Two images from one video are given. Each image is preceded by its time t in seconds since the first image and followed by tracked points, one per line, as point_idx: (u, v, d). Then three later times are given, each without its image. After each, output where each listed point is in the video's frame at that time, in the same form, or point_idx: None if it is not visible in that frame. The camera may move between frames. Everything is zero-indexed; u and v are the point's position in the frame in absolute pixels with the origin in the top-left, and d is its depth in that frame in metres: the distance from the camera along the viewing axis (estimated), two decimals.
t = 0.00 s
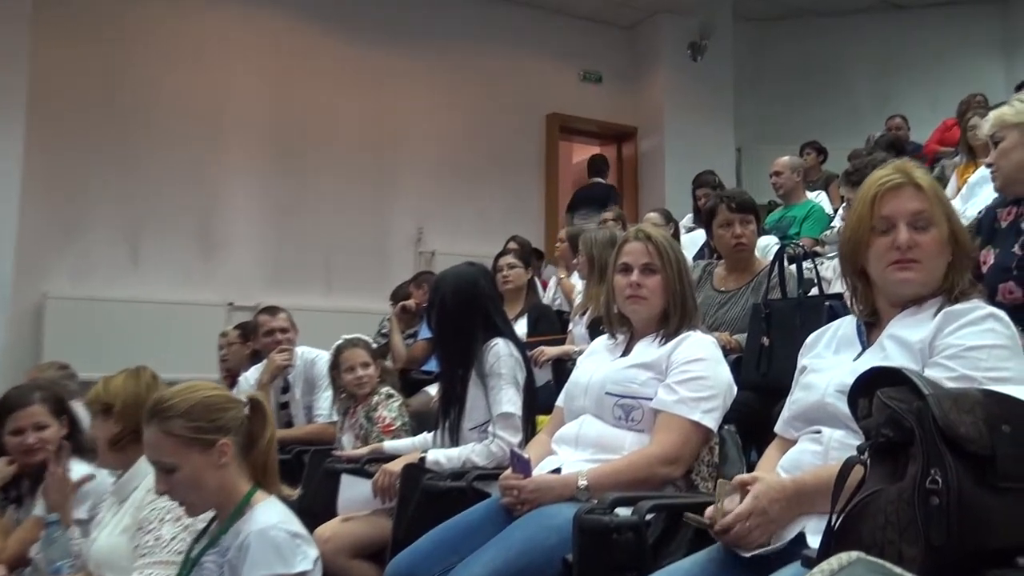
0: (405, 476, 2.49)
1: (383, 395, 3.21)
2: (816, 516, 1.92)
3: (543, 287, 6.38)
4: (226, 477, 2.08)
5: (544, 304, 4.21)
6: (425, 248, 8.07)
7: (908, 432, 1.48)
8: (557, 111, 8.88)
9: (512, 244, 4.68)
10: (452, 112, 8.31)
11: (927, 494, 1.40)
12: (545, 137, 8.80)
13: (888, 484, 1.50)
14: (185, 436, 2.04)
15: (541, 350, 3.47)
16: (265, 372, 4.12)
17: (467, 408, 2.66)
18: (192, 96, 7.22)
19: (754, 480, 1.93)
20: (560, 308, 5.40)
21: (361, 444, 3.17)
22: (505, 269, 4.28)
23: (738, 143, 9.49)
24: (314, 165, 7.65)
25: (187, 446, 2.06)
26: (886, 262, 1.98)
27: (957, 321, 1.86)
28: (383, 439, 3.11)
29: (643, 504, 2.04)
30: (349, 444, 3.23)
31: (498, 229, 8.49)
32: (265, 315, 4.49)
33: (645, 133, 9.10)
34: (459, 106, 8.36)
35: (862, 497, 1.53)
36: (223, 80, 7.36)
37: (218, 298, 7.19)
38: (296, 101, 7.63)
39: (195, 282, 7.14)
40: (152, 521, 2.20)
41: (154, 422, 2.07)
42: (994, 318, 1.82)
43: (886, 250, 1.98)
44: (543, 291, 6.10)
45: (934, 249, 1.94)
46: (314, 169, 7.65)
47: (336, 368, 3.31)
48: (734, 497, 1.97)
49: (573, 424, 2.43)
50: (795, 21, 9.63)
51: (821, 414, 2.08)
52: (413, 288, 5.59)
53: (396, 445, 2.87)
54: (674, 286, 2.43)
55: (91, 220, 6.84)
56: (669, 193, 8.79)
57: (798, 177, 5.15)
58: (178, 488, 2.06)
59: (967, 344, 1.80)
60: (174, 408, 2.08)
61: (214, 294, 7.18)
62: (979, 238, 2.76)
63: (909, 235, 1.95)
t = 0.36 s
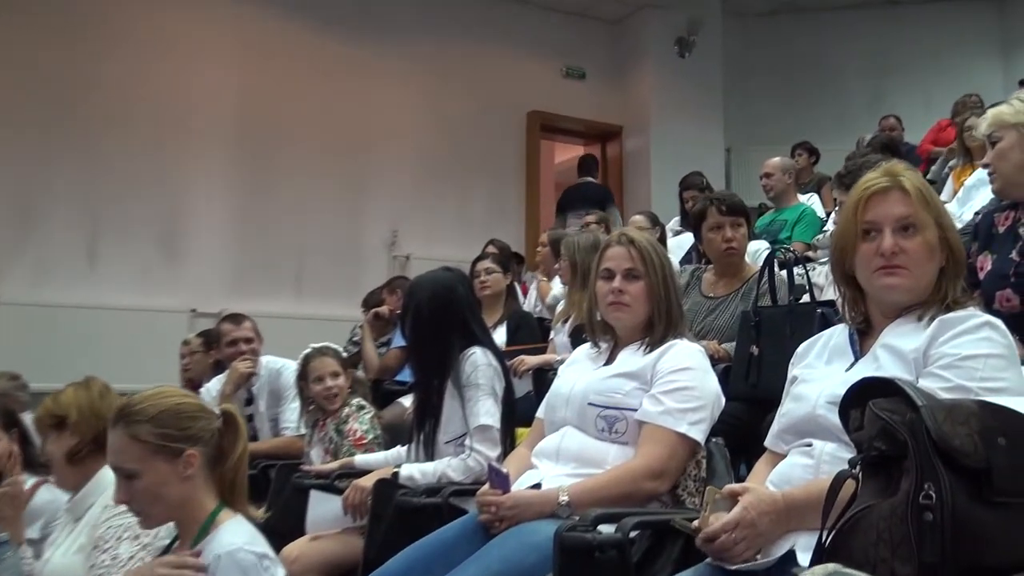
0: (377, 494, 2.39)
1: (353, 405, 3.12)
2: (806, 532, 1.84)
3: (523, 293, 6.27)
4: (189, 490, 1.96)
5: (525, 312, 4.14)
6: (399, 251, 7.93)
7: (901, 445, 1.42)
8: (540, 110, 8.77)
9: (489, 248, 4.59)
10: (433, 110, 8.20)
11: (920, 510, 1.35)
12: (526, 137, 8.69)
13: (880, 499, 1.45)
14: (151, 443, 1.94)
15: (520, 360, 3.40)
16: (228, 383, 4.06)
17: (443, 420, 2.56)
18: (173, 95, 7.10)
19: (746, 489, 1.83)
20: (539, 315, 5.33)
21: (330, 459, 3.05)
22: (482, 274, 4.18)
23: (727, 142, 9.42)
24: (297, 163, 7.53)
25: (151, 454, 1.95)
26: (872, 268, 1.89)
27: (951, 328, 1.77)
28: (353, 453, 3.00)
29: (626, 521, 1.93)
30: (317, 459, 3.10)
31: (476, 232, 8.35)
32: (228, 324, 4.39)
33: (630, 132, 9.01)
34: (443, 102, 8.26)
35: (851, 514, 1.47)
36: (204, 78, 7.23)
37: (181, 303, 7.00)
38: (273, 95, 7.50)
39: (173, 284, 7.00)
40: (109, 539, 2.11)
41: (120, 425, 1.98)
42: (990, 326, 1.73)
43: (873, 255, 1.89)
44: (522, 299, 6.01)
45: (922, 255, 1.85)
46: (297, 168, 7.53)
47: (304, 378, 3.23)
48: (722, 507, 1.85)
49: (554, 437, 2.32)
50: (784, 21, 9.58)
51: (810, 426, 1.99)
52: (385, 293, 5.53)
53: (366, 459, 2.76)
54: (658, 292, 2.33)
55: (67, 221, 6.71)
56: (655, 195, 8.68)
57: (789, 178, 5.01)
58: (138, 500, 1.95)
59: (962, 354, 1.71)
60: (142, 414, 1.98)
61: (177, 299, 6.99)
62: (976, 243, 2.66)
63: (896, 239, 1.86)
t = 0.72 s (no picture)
0: (354, 510, 2.29)
1: (331, 415, 3.03)
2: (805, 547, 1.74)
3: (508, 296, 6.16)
4: (164, 498, 2.03)
5: (509, 317, 4.07)
6: (378, 252, 7.75)
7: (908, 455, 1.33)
8: (524, 103, 8.61)
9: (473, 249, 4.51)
10: (425, 106, 8.11)
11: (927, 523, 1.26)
12: (513, 131, 8.54)
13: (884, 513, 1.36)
14: (139, 438, 2.03)
15: (506, 366, 3.33)
16: (197, 390, 3.94)
17: (424, 430, 2.44)
18: (162, 93, 6.99)
19: (743, 502, 1.73)
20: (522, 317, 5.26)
21: (305, 471, 2.97)
22: (464, 277, 4.08)
23: (722, 139, 9.36)
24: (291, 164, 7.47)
25: (136, 450, 2.04)
26: (872, 270, 1.80)
27: (958, 333, 1.66)
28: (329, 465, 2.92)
29: (616, 535, 1.81)
30: (291, 472, 3.02)
31: (463, 233, 8.23)
32: (194, 329, 4.28)
33: (620, 128, 8.92)
34: (435, 98, 8.18)
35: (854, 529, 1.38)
36: (193, 76, 7.14)
37: (148, 307, 6.79)
38: (264, 91, 7.41)
39: (159, 286, 6.87)
40: (68, 556, 2.14)
41: (112, 414, 2.07)
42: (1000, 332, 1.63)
43: (872, 256, 1.80)
44: (508, 301, 5.91)
45: (924, 257, 1.76)
46: (290, 168, 7.44)
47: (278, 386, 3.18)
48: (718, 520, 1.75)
49: (541, 447, 2.21)
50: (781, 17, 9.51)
51: (808, 435, 1.89)
52: (364, 297, 5.49)
53: (343, 471, 2.62)
54: (648, 294, 2.23)
55: (47, 219, 6.56)
56: (648, 194, 8.56)
57: (787, 176, 4.98)
58: (108, 494, 2.02)
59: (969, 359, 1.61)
60: (138, 407, 2.08)
61: (144, 303, 6.79)
62: (980, 244, 2.56)
63: (895, 241, 1.77)
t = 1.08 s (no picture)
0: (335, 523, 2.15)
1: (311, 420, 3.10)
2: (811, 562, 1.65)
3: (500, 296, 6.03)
4: (121, 506, 1.97)
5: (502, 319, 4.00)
6: (364, 252, 7.61)
7: (914, 464, 1.36)
8: (517, 95, 8.50)
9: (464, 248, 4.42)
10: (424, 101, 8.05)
11: (934, 533, 1.30)
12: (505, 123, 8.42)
13: (890, 523, 1.39)
14: (110, 438, 2.04)
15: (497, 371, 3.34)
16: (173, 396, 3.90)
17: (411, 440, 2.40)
18: (156, 88, 6.87)
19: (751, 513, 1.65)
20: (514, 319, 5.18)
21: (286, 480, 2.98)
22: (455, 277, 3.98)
23: (726, 133, 9.26)
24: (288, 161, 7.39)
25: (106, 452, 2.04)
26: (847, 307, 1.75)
27: (971, 336, 1.60)
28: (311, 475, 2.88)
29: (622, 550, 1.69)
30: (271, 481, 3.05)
31: (453, 232, 8.11)
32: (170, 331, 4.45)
33: (619, 121, 8.81)
34: (434, 91, 8.11)
35: (861, 537, 1.41)
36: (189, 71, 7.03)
37: (119, 311, 6.58)
38: (262, 85, 7.33)
39: (145, 287, 6.74)
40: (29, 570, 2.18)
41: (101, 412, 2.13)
42: (1013, 335, 1.57)
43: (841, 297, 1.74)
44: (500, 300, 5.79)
45: (888, 283, 1.68)
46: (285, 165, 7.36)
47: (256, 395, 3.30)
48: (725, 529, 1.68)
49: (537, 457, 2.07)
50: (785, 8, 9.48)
51: (818, 443, 1.79)
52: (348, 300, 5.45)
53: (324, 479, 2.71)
54: (646, 295, 2.14)
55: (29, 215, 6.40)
56: (649, 191, 8.45)
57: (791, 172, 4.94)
58: (77, 491, 2.06)
59: (981, 364, 1.54)
60: (121, 410, 2.09)
61: (115, 306, 6.58)
62: (995, 243, 2.48)
63: (856, 278, 1.70)
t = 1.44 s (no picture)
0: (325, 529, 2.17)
1: (296, 427, 3.07)
2: None
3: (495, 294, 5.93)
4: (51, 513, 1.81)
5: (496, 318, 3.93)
6: (350, 250, 7.51)
7: (925, 470, 1.26)
8: (512, 85, 8.39)
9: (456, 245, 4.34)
10: (423, 93, 7.97)
11: (946, 543, 1.20)
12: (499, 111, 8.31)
13: (900, 532, 1.29)
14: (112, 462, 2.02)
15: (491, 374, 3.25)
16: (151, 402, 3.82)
17: (401, 445, 2.40)
18: (150, 80, 6.83)
19: (752, 524, 1.58)
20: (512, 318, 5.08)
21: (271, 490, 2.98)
22: (447, 276, 3.90)
23: (732, 124, 9.16)
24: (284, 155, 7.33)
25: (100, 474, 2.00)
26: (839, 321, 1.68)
27: (976, 334, 1.51)
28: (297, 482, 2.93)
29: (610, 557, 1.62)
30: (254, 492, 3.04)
31: (444, 228, 8.00)
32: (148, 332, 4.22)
33: (617, 111, 8.71)
34: (432, 84, 8.03)
35: (870, 548, 1.31)
36: (184, 65, 6.97)
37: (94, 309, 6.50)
38: (258, 77, 7.26)
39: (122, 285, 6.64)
40: None
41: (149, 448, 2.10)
42: (1018, 332, 1.47)
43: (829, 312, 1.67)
44: (494, 299, 5.70)
45: (878, 299, 1.59)
46: (281, 160, 7.30)
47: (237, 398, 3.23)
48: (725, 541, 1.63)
49: (531, 462, 2.01)
50: None
51: (821, 451, 1.71)
52: (336, 298, 5.36)
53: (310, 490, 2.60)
54: (645, 294, 2.04)
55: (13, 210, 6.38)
56: (648, 185, 8.35)
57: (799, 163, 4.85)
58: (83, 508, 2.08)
59: (987, 363, 1.45)
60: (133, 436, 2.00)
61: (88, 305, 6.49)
62: (1009, 241, 2.40)
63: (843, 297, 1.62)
